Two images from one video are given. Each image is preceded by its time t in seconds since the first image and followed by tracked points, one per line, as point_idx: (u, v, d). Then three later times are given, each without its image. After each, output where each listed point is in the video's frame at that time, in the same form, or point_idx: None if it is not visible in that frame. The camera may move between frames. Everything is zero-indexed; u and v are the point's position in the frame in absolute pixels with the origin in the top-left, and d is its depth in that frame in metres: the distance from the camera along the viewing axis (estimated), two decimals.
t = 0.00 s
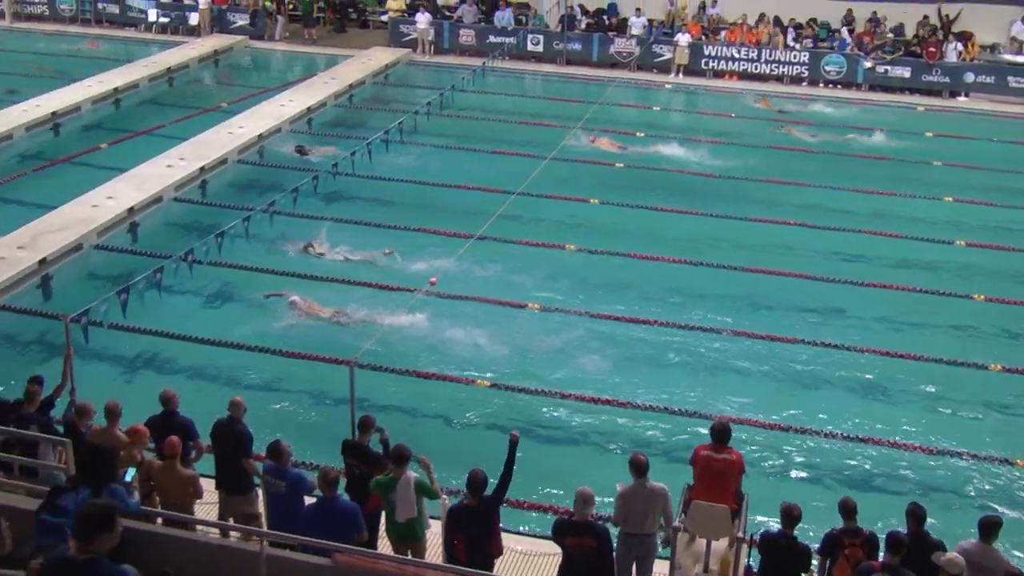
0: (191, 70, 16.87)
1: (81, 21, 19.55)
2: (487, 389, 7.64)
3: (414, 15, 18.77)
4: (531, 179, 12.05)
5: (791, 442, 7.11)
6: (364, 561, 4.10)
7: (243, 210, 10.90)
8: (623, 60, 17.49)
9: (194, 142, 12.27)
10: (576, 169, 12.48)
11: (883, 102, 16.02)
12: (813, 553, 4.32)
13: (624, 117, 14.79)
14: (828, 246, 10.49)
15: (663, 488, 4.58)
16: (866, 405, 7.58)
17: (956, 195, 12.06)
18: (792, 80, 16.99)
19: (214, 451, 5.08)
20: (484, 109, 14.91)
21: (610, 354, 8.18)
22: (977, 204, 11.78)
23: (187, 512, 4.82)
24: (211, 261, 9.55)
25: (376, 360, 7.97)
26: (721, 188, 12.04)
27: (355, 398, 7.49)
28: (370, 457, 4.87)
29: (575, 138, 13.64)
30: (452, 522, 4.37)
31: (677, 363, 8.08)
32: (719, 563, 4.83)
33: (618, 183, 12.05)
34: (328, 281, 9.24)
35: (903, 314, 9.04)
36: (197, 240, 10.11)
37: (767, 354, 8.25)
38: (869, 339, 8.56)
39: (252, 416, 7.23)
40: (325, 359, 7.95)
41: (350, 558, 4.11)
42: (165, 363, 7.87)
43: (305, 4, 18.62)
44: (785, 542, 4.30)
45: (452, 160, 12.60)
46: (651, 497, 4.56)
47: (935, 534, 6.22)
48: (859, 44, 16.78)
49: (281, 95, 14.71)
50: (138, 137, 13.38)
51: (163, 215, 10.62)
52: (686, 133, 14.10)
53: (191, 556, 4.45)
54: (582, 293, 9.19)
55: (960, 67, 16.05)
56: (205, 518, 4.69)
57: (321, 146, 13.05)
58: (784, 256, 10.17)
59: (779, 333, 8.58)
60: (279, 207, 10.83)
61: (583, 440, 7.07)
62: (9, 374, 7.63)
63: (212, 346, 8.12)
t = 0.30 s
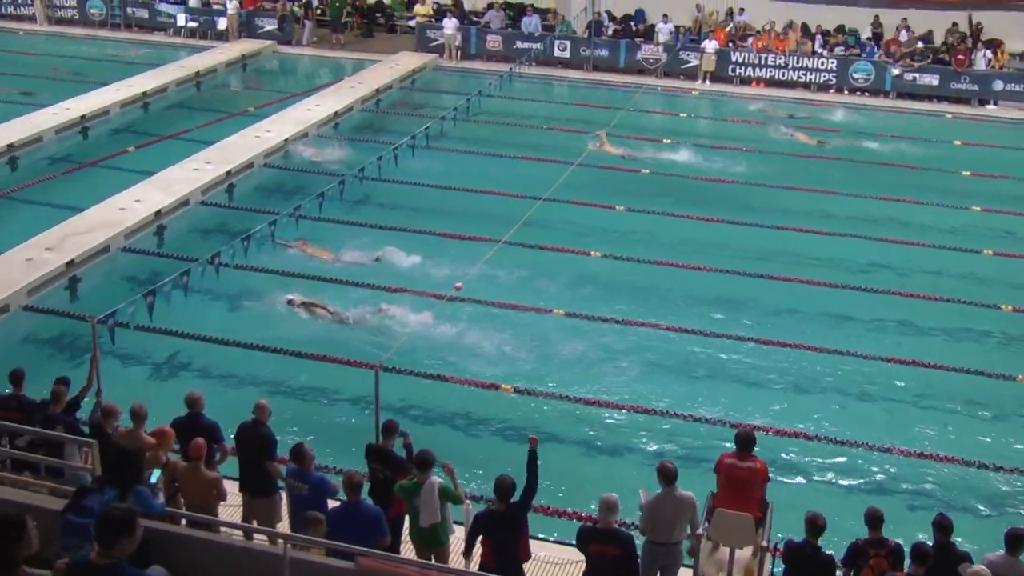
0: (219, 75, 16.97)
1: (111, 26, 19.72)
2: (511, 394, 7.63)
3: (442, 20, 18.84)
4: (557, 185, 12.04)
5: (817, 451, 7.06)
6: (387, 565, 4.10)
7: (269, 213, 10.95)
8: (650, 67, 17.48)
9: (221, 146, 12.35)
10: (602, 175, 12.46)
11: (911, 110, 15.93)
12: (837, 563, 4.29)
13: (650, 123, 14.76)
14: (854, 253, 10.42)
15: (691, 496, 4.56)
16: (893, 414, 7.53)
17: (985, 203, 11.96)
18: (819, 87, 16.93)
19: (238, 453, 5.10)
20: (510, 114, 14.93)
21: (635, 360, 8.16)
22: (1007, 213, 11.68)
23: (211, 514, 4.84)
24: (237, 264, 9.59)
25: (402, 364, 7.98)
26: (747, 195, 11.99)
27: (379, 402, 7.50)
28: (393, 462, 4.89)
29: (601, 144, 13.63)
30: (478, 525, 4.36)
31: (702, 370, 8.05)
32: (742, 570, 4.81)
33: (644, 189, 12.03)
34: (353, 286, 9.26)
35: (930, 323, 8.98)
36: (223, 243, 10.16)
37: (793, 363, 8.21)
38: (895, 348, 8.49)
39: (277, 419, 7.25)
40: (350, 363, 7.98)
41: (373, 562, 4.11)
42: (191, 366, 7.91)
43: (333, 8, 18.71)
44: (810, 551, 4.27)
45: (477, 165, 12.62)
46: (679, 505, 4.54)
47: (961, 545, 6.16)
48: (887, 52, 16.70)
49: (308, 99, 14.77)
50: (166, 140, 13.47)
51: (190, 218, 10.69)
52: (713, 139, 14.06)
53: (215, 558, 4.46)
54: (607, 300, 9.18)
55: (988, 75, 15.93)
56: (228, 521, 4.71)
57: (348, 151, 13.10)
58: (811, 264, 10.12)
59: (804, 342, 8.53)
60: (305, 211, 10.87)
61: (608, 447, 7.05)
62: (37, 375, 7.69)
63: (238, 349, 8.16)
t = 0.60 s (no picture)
0: (237, 78, 17.05)
1: (131, 29, 19.84)
2: (527, 398, 7.63)
3: (460, 23, 18.87)
4: (574, 189, 12.04)
5: (834, 457, 7.03)
6: (401, 568, 4.10)
7: (287, 216, 10.98)
8: (667, 72, 17.46)
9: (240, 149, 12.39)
10: (619, 179, 12.45)
11: (930, 116, 15.86)
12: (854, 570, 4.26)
13: (667, 128, 14.75)
14: (873, 259, 10.38)
15: (709, 502, 4.55)
16: (911, 421, 7.49)
17: (1004, 210, 11.89)
18: (838, 92, 16.87)
19: (254, 455, 5.11)
20: (528, 118, 14.94)
21: (651, 365, 8.15)
22: None
23: (226, 515, 4.85)
24: (254, 267, 9.62)
25: (418, 367, 7.99)
26: (764, 200, 11.96)
27: (396, 405, 7.51)
28: (410, 465, 4.88)
29: (618, 149, 13.62)
30: (506, 531, 4.32)
31: (719, 375, 8.02)
32: None
33: (662, 194, 12.01)
34: (370, 289, 9.28)
35: (948, 330, 8.92)
36: (240, 246, 10.19)
37: (810, 368, 8.18)
38: (913, 354, 8.45)
39: (293, 421, 7.27)
40: (366, 366, 7.99)
41: (389, 565, 4.11)
42: (208, 368, 7.94)
43: (352, 12, 18.78)
44: (826, 558, 4.24)
45: (494, 170, 12.62)
46: (697, 511, 4.53)
47: (978, 552, 6.11)
48: (906, 57, 16.62)
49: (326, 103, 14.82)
50: (185, 143, 13.54)
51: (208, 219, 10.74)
52: (731, 144, 14.03)
53: (232, 558, 4.46)
54: (623, 305, 9.17)
55: (1009, 80, 15.77)
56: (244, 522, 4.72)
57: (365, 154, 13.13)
58: (829, 270, 10.08)
59: (821, 347, 8.50)
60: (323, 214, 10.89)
61: (624, 451, 7.03)
62: (56, 376, 7.74)
63: (255, 351, 8.18)
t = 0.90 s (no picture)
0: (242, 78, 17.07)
1: (137, 29, 19.89)
2: (532, 399, 7.63)
3: (465, 24, 18.90)
4: (579, 190, 12.04)
5: (838, 458, 7.03)
6: (405, 569, 4.10)
7: (292, 216, 10.99)
8: (673, 73, 17.46)
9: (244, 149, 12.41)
10: (624, 180, 12.44)
11: (935, 117, 15.84)
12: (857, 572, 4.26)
13: (671, 128, 14.74)
14: (877, 260, 10.37)
15: (714, 503, 4.54)
16: (915, 422, 7.48)
17: (1009, 211, 11.87)
18: (843, 93, 16.86)
19: (258, 456, 5.12)
20: (532, 119, 14.94)
21: (655, 366, 8.15)
22: None
23: (229, 516, 4.86)
24: (259, 267, 9.63)
25: (422, 368, 8.00)
26: (769, 201, 11.95)
27: (400, 405, 7.52)
28: (413, 464, 4.88)
29: (623, 150, 13.61)
30: (521, 534, 4.31)
31: (723, 376, 8.02)
32: None
33: (667, 195, 12.01)
34: (374, 290, 9.29)
35: (952, 331, 8.92)
36: (245, 246, 10.20)
37: (814, 369, 8.17)
38: (918, 355, 8.44)
39: (297, 421, 7.27)
40: (370, 367, 8.00)
41: (391, 565, 4.11)
42: (212, 367, 7.94)
43: (358, 13, 18.79)
44: (829, 559, 4.24)
45: (499, 170, 12.63)
46: (701, 512, 4.52)
47: (983, 553, 6.11)
48: (911, 57, 16.59)
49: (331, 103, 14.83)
50: (190, 143, 13.56)
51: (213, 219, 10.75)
52: (736, 145, 14.01)
53: (235, 559, 4.45)
54: (628, 305, 9.16)
55: (1014, 82, 15.73)
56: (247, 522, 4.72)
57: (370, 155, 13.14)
58: (833, 271, 10.07)
59: (826, 348, 8.49)
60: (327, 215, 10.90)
61: (628, 452, 7.03)
62: (60, 376, 7.74)
63: (259, 351, 8.19)
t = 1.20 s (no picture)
0: (241, 78, 17.06)
1: (135, 28, 19.87)
2: (530, 398, 7.63)
3: (463, 23, 18.89)
4: (577, 189, 12.03)
5: (836, 458, 7.03)
6: (405, 568, 4.10)
7: (290, 216, 10.99)
8: (671, 72, 17.47)
9: (243, 148, 12.41)
10: (623, 180, 12.43)
11: (933, 116, 15.85)
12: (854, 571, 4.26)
13: (670, 128, 14.74)
14: (876, 260, 10.36)
15: (712, 503, 4.55)
16: (914, 422, 7.48)
17: (1007, 210, 11.87)
18: (842, 93, 16.87)
19: (256, 455, 5.11)
20: (531, 118, 14.94)
21: (652, 366, 8.15)
22: None
23: (228, 515, 4.86)
24: (257, 267, 9.63)
25: (420, 367, 7.99)
26: (767, 200, 11.95)
27: (398, 405, 7.51)
28: (412, 464, 4.88)
29: (620, 149, 13.60)
30: (524, 535, 4.30)
31: (721, 376, 8.02)
32: None
33: (665, 194, 12.01)
34: (372, 290, 9.29)
35: (951, 331, 8.92)
36: (243, 245, 10.20)
37: (813, 369, 8.17)
38: (917, 355, 8.44)
39: (295, 421, 7.27)
40: (368, 367, 8.00)
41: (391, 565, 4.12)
42: (210, 367, 7.94)
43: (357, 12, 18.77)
44: (827, 559, 4.24)
45: (497, 170, 12.61)
46: (700, 512, 4.53)
47: (982, 553, 6.11)
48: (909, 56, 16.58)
49: (329, 103, 14.83)
50: (188, 143, 13.55)
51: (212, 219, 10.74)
52: (734, 145, 14.01)
53: (233, 559, 4.45)
54: (626, 305, 9.15)
55: (1012, 81, 15.73)
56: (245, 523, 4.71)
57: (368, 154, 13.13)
58: (832, 270, 10.07)
59: (825, 348, 8.49)
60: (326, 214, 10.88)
61: (627, 452, 7.03)
62: (59, 376, 7.74)
63: (257, 351, 8.18)
